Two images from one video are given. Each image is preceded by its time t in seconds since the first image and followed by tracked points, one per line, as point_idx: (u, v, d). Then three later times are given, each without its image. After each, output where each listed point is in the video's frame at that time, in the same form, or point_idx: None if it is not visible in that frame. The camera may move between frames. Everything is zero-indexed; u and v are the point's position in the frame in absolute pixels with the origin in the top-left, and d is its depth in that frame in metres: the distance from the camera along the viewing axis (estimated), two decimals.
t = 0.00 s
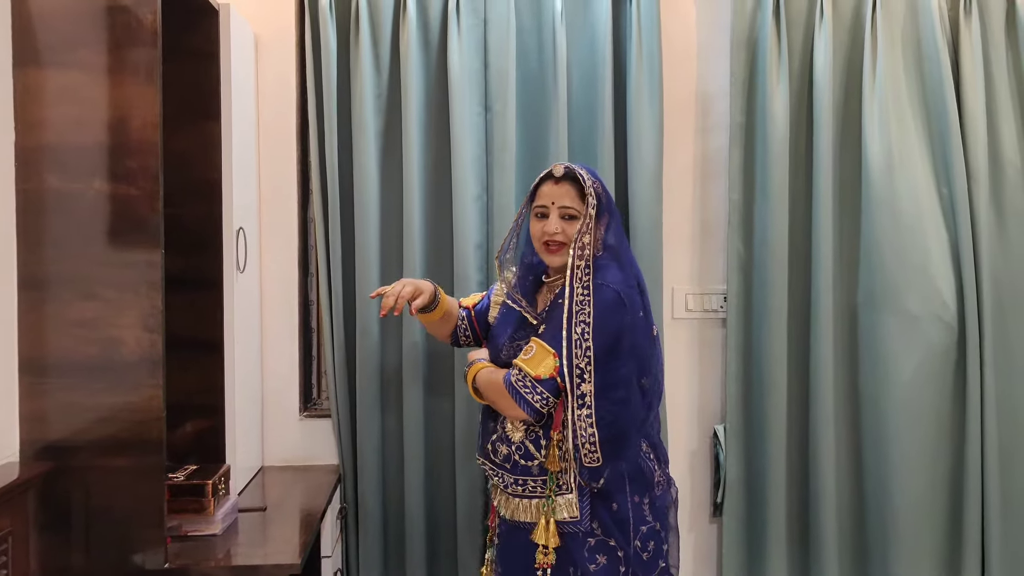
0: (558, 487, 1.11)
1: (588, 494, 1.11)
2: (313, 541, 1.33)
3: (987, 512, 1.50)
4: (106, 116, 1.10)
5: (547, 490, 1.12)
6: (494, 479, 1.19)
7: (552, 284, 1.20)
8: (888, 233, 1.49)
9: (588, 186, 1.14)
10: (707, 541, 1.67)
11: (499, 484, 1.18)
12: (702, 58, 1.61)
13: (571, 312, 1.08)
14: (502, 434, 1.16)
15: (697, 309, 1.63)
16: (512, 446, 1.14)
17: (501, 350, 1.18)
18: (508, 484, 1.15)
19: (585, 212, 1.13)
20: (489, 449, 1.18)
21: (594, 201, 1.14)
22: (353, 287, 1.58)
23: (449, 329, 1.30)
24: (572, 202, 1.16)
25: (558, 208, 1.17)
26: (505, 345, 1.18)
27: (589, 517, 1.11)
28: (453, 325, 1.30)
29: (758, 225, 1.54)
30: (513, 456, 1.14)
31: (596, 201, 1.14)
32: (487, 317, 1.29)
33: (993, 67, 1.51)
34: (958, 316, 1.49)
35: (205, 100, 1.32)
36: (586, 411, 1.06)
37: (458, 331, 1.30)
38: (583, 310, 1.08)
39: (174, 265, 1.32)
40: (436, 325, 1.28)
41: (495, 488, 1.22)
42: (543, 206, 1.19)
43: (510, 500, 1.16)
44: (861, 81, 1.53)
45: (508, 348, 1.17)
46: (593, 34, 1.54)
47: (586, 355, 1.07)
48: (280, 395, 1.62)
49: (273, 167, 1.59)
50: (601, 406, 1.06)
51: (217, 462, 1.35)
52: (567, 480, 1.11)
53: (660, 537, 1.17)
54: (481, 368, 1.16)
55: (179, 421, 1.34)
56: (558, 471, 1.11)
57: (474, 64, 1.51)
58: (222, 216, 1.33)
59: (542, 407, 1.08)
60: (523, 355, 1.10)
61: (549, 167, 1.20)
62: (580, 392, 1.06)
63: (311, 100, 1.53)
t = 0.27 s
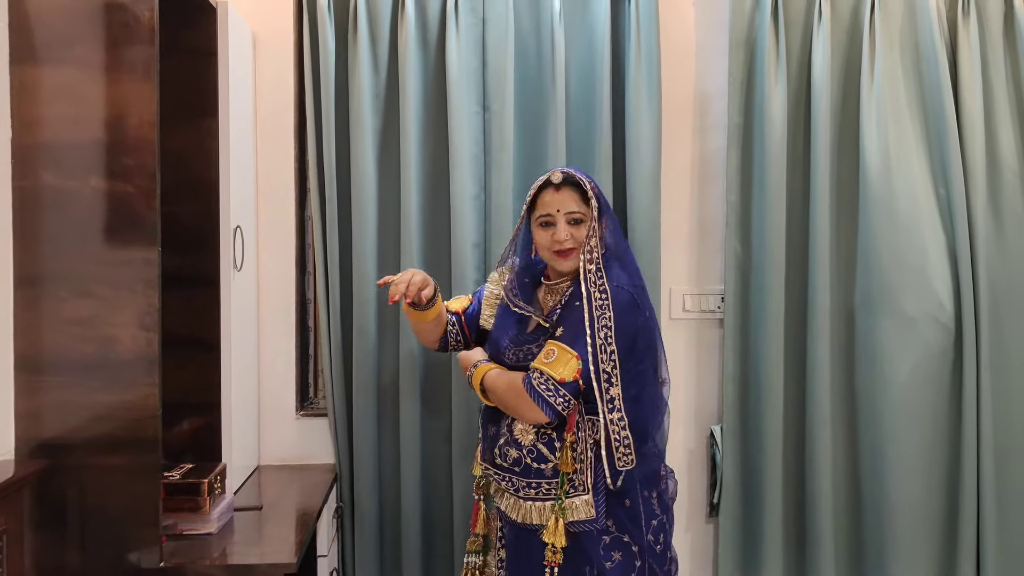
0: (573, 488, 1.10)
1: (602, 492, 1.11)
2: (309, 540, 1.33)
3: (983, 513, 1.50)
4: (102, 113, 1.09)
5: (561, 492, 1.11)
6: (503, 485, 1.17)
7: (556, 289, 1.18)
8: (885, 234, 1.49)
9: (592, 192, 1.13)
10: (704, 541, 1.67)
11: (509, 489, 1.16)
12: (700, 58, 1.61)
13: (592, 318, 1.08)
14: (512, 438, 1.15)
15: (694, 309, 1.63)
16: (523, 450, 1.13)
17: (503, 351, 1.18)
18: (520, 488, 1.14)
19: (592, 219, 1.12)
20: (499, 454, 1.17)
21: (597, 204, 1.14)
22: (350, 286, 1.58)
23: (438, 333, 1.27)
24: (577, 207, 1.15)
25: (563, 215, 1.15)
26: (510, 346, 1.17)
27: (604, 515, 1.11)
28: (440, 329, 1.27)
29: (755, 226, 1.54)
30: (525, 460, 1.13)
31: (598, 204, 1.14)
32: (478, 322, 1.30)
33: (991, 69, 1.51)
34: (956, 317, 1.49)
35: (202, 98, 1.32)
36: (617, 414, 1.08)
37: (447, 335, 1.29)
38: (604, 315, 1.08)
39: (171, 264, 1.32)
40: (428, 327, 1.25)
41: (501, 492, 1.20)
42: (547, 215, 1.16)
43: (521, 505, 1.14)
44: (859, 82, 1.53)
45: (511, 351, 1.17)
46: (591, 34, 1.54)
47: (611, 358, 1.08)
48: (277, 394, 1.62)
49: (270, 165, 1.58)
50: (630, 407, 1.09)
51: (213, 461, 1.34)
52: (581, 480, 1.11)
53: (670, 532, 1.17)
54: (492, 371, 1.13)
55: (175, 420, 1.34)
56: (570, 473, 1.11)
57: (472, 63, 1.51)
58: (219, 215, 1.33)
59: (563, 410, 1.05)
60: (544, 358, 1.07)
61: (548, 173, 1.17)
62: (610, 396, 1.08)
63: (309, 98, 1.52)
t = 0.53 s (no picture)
0: (577, 491, 1.10)
1: (605, 493, 1.12)
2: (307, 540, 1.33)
3: (982, 515, 1.50)
4: (101, 112, 1.09)
5: (564, 495, 1.11)
6: (504, 486, 1.16)
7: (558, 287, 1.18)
8: (885, 235, 1.49)
9: (589, 187, 1.13)
10: (702, 541, 1.67)
11: (510, 491, 1.15)
12: (700, 59, 1.61)
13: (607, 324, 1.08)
14: (515, 440, 1.13)
15: (694, 310, 1.63)
16: (525, 452, 1.12)
17: (506, 351, 1.17)
18: (523, 491, 1.13)
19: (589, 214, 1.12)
20: (500, 455, 1.16)
21: (596, 200, 1.14)
22: (349, 286, 1.58)
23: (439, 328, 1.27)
24: (571, 199, 1.15)
25: (558, 207, 1.15)
26: (513, 347, 1.16)
27: (607, 516, 1.12)
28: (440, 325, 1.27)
29: (754, 226, 1.54)
30: (527, 462, 1.12)
31: (598, 202, 1.13)
32: (476, 319, 1.29)
33: (991, 69, 1.51)
34: (955, 319, 1.49)
35: (201, 97, 1.32)
36: (633, 417, 1.09)
37: (445, 332, 1.28)
38: (617, 319, 1.09)
39: (170, 263, 1.32)
40: (427, 321, 1.24)
41: (502, 492, 1.19)
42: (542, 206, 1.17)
43: (523, 507, 1.13)
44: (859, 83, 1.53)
45: (513, 353, 1.16)
46: (591, 33, 1.54)
47: (626, 362, 1.09)
48: (275, 394, 1.61)
49: (270, 165, 1.58)
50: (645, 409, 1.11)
51: (211, 462, 1.34)
52: (586, 482, 1.11)
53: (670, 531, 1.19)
54: (493, 367, 1.12)
55: (173, 419, 1.33)
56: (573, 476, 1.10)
57: (472, 62, 1.51)
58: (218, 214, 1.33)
59: (566, 413, 1.05)
60: (551, 360, 1.07)
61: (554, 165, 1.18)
62: (626, 400, 1.09)
63: (308, 97, 1.52)
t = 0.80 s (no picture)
0: (563, 489, 1.10)
1: (591, 494, 1.11)
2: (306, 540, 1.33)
3: (983, 515, 1.49)
4: (99, 111, 1.09)
5: (551, 493, 1.11)
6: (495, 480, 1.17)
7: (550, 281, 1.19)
8: (886, 235, 1.48)
9: (568, 184, 1.12)
10: (702, 542, 1.67)
11: (500, 485, 1.16)
12: (700, 58, 1.61)
13: (592, 317, 1.07)
14: (505, 433, 1.14)
15: (694, 310, 1.63)
16: (515, 447, 1.12)
17: (501, 348, 1.18)
18: (511, 486, 1.13)
19: (567, 211, 1.11)
20: (491, 449, 1.17)
21: (579, 197, 1.13)
22: (348, 286, 1.58)
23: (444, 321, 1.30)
24: (550, 197, 1.15)
25: (537, 205, 1.16)
26: (507, 344, 1.17)
27: (592, 517, 1.11)
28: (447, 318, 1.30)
29: (755, 226, 1.53)
30: (516, 457, 1.12)
31: (580, 198, 1.13)
32: (483, 314, 1.30)
33: (992, 68, 1.50)
34: (957, 319, 1.49)
35: (201, 97, 1.31)
36: (621, 411, 1.09)
37: (453, 326, 1.31)
38: (603, 313, 1.08)
39: (169, 263, 1.31)
40: (432, 315, 1.28)
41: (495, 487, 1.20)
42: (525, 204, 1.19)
43: (512, 501, 1.14)
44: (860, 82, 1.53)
45: (509, 348, 1.17)
46: (592, 33, 1.54)
47: (614, 356, 1.08)
48: (274, 394, 1.61)
49: (270, 165, 1.58)
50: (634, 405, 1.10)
51: (210, 462, 1.34)
52: (572, 482, 1.10)
53: (660, 537, 1.18)
54: (492, 361, 1.12)
55: (173, 419, 1.33)
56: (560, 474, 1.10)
57: (472, 61, 1.51)
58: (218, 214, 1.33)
59: (549, 410, 1.05)
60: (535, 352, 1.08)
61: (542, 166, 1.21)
62: (614, 394, 1.08)
63: (308, 97, 1.52)
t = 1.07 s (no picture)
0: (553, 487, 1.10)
1: (582, 495, 1.10)
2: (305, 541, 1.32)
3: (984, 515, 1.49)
4: (98, 111, 1.09)
5: (542, 491, 1.11)
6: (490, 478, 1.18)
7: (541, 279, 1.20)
8: (886, 234, 1.48)
9: (559, 182, 1.12)
10: (703, 542, 1.66)
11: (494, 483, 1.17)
12: (700, 57, 1.60)
13: (578, 313, 1.07)
14: (499, 431, 1.15)
15: (695, 310, 1.62)
16: (507, 445, 1.13)
17: (500, 346, 1.18)
18: (503, 483, 1.14)
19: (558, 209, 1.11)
20: (486, 446, 1.18)
21: (571, 195, 1.13)
22: (347, 286, 1.57)
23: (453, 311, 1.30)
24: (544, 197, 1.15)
25: (531, 206, 1.17)
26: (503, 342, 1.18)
27: (583, 517, 1.10)
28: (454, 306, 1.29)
29: (755, 224, 1.53)
30: (508, 455, 1.13)
31: (571, 196, 1.12)
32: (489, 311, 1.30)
33: (993, 66, 1.50)
34: (958, 318, 1.48)
35: (199, 96, 1.31)
36: (604, 407, 1.08)
37: (459, 320, 1.32)
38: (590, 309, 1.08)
39: (168, 264, 1.31)
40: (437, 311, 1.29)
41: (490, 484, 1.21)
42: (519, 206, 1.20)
43: (505, 499, 1.15)
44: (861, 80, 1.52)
45: (507, 347, 1.17)
46: (592, 32, 1.53)
47: (599, 353, 1.07)
48: (274, 395, 1.61)
49: (269, 165, 1.58)
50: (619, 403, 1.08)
51: (209, 462, 1.34)
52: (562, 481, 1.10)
53: (656, 539, 1.16)
54: (484, 361, 1.14)
55: (172, 420, 1.33)
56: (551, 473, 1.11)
57: (471, 60, 1.50)
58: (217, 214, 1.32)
59: (541, 408, 1.06)
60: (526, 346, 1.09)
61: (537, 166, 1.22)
62: (599, 390, 1.07)
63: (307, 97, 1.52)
